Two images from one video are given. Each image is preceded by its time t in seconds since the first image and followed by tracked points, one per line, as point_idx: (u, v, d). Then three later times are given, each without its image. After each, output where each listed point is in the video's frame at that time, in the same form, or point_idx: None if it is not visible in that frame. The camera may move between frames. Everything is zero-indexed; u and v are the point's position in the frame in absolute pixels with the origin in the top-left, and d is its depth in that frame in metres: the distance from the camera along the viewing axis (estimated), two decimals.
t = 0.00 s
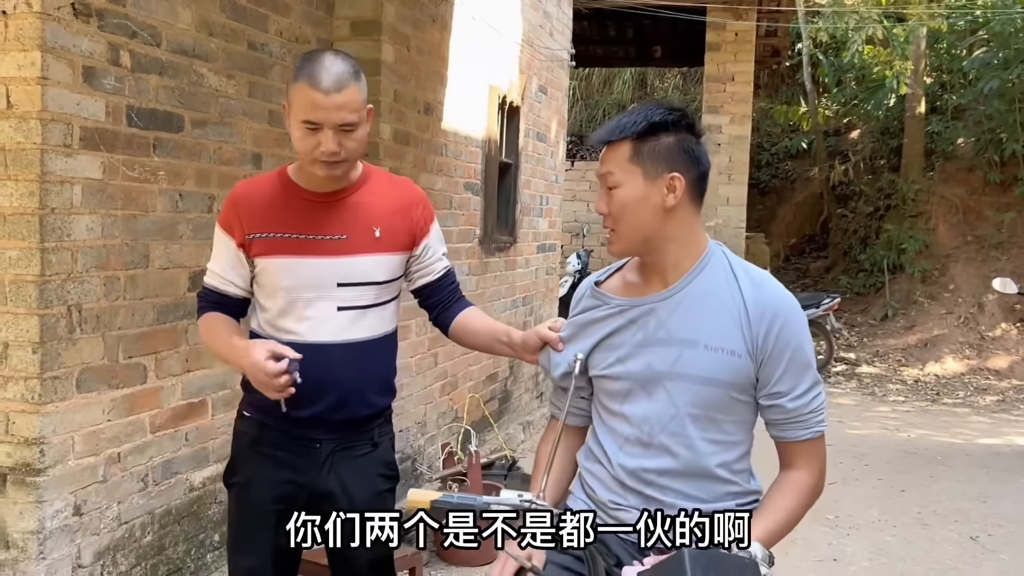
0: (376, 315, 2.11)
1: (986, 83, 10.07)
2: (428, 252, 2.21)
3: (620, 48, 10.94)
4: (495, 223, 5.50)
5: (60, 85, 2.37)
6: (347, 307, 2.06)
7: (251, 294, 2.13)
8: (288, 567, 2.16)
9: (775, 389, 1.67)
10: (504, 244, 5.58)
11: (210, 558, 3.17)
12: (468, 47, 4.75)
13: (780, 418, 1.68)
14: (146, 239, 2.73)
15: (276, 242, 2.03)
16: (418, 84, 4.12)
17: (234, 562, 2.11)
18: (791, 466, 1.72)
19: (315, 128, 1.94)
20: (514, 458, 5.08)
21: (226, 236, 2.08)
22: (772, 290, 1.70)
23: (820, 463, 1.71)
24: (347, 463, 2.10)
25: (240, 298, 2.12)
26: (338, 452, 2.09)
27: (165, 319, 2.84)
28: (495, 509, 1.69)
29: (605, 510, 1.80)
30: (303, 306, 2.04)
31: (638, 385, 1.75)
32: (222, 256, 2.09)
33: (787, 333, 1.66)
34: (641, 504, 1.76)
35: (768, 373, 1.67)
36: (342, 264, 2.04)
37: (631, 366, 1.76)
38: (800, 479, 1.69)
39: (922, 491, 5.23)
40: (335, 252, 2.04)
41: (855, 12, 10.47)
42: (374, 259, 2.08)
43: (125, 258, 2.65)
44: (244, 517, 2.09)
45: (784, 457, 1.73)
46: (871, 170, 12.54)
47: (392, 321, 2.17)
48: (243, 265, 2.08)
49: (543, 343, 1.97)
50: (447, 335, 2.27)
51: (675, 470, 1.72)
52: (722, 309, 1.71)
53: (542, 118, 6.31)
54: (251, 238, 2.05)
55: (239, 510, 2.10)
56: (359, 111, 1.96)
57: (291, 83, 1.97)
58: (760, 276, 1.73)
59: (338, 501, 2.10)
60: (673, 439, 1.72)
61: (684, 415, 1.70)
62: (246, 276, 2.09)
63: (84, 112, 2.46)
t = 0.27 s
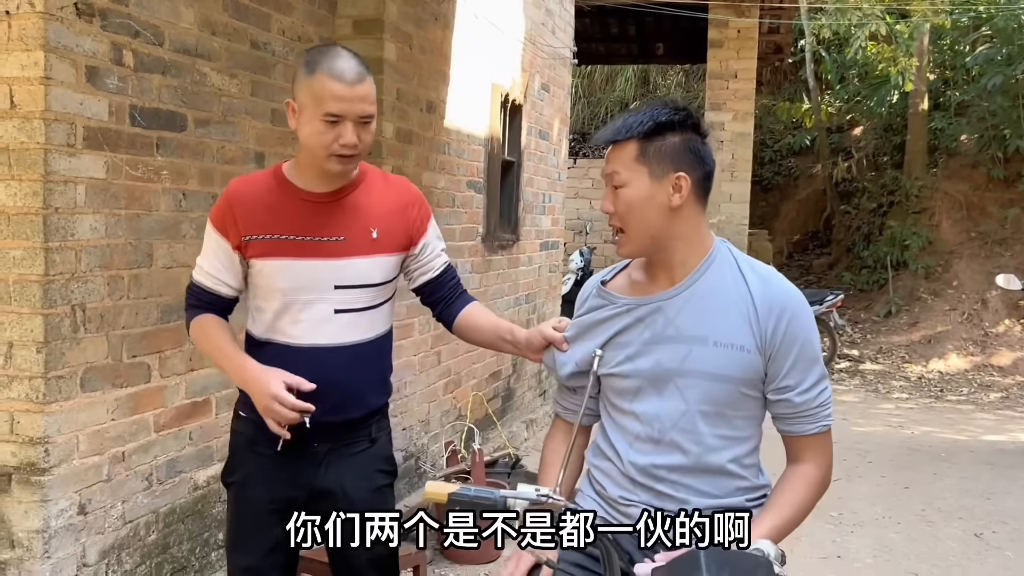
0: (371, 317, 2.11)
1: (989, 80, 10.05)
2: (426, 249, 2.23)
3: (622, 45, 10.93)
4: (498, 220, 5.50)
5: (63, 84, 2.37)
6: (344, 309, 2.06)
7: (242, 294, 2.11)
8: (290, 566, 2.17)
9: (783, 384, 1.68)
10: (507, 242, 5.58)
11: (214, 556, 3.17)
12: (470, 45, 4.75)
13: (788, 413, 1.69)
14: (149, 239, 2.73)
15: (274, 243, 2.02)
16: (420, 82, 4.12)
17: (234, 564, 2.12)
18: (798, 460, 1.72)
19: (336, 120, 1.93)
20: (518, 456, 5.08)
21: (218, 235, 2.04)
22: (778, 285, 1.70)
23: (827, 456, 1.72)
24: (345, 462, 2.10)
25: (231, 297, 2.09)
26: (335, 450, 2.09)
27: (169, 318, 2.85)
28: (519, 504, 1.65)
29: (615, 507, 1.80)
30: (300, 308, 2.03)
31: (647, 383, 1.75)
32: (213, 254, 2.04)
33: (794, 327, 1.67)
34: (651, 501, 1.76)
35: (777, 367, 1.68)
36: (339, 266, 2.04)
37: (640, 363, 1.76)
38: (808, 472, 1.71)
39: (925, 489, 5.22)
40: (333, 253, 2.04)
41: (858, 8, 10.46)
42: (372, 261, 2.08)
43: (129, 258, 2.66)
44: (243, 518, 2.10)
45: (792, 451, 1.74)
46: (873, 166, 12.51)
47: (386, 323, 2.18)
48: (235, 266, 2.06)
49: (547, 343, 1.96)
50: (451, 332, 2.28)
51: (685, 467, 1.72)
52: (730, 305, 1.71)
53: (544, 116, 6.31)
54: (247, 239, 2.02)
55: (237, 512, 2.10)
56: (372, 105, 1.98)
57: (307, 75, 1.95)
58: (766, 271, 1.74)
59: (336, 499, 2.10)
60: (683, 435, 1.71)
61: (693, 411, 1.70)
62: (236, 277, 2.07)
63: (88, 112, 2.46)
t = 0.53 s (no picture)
0: (383, 314, 2.12)
1: (992, 75, 10.01)
2: (438, 251, 2.24)
3: (624, 42, 10.91)
4: (500, 217, 5.50)
5: (64, 82, 2.37)
6: (357, 306, 2.06)
7: (258, 287, 2.09)
8: (294, 563, 2.17)
9: (790, 377, 1.68)
10: (510, 239, 5.58)
11: (217, 554, 3.18)
12: (471, 42, 4.74)
13: (795, 406, 1.69)
14: (151, 236, 2.73)
15: (290, 238, 2.02)
16: (422, 79, 4.12)
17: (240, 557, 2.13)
18: (807, 455, 1.72)
19: (363, 116, 1.96)
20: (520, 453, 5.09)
21: (234, 226, 2.02)
22: (785, 279, 1.71)
23: (836, 449, 1.72)
24: (354, 459, 2.10)
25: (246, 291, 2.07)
26: (344, 448, 2.09)
27: (171, 315, 2.85)
28: (536, 503, 1.57)
29: (623, 503, 1.79)
30: (314, 303, 2.03)
31: (654, 377, 1.75)
32: (230, 247, 2.03)
33: (801, 320, 1.67)
34: (659, 496, 1.75)
35: (784, 361, 1.68)
36: (354, 263, 2.05)
37: (648, 358, 1.76)
38: (816, 467, 1.71)
39: (928, 485, 5.22)
40: (350, 249, 2.05)
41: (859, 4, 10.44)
42: (386, 258, 2.09)
43: (131, 255, 2.66)
44: (251, 511, 2.10)
45: (799, 446, 1.74)
46: (876, 163, 12.48)
47: (397, 321, 2.18)
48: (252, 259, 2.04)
49: (552, 341, 1.98)
50: (458, 333, 2.30)
51: (693, 461, 1.72)
52: (738, 299, 1.71)
53: (546, 113, 6.30)
54: (263, 231, 2.01)
55: (245, 505, 2.11)
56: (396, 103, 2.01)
57: (336, 71, 1.97)
58: (773, 265, 1.75)
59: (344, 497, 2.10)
60: (690, 429, 1.72)
61: (701, 405, 1.71)
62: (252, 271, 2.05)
63: (89, 109, 2.46)
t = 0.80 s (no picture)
0: (394, 313, 2.14)
1: (994, 72, 9.94)
2: (451, 254, 2.29)
3: (624, 39, 10.90)
4: (500, 214, 5.50)
5: (63, 79, 2.37)
6: (366, 300, 2.07)
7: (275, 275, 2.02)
8: (299, 560, 2.17)
9: (792, 373, 1.68)
10: (510, 236, 5.58)
11: (217, 551, 3.18)
12: (471, 39, 4.73)
13: (797, 403, 1.69)
14: (151, 233, 2.73)
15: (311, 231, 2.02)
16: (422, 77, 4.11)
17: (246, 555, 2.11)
18: (808, 453, 1.72)
19: (402, 117, 1.97)
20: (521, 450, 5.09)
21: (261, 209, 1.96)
22: (786, 276, 1.71)
23: (836, 446, 1.73)
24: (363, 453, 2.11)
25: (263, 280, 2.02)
26: (353, 441, 2.09)
27: (171, 313, 2.84)
28: (538, 499, 1.58)
29: (624, 500, 1.79)
30: (325, 296, 2.03)
31: (655, 374, 1.75)
32: (261, 196, 1.97)
33: (802, 316, 1.67)
34: (660, 493, 1.75)
35: (786, 357, 1.68)
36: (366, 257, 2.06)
37: (649, 356, 1.76)
38: (818, 464, 1.71)
39: (928, 482, 5.22)
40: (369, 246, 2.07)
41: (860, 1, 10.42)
42: (399, 257, 2.12)
43: (131, 252, 2.66)
44: (258, 508, 2.09)
45: (801, 444, 1.74)
46: (877, 160, 12.44)
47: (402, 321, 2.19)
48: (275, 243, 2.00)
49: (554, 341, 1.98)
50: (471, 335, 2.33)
51: (694, 459, 1.71)
52: (739, 296, 1.71)
53: (546, 111, 6.29)
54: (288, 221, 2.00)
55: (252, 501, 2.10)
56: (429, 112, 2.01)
57: (377, 73, 2.01)
58: (774, 262, 1.75)
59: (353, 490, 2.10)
60: (692, 426, 1.71)
61: (702, 402, 1.70)
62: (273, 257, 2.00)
63: (88, 107, 2.46)
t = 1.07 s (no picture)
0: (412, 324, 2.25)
1: (995, 70, 9.92)
2: (465, 267, 2.36)
3: (625, 37, 10.89)
4: (500, 212, 5.50)
5: (61, 76, 2.36)
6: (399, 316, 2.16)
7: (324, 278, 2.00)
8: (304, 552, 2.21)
9: (792, 372, 1.68)
10: (510, 234, 5.57)
11: (216, 548, 3.18)
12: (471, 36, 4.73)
13: (798, 402, 1.69)
14: (149, 230, 2.73)
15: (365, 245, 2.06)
16: (421, 74, 4.10)
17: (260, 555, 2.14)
18: (807, 451, 1.72)
19: (462, 152, 2.05)
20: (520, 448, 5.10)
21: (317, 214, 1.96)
22: (787, 274, 1.71)
23: (835, 444, 1.73)
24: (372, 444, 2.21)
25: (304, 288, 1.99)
26: (361, 435, 2.18)
27: (169, 309, 2.84)
28: (529, 497, 1.56)
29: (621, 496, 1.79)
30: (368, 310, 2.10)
31: (654, 371, 1.76)
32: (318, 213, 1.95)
33: (804, 316, 1.67)
34: (657, 489, 1.75)
35: (786, 356, 1.68)
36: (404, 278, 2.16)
37: (648, 352, 1.76)
38: (816, 462, 1.71)
39: (928, 480, 5.22)
40: (400, 265, 2.14)
41: None
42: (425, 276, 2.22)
43: (129, 249, 2.65)
44: (270, 500, 2.13)
45: (800, 442, 1.74)
46: (878, 158, 12.43)
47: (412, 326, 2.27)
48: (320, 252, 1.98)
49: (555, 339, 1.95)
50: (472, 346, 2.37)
51: (692, 456, 1.71)
52: (740, 294, 1.71)
53: (546, 108, 6.29)
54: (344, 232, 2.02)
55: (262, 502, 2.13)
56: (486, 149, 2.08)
57: (447, 101, 2.06)
58: (776, 261, 1.74)
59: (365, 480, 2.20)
60: (690, 423, 1.71)
61: (701, 399, 1.71)
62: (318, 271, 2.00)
63: (86, 103, 2.45)
